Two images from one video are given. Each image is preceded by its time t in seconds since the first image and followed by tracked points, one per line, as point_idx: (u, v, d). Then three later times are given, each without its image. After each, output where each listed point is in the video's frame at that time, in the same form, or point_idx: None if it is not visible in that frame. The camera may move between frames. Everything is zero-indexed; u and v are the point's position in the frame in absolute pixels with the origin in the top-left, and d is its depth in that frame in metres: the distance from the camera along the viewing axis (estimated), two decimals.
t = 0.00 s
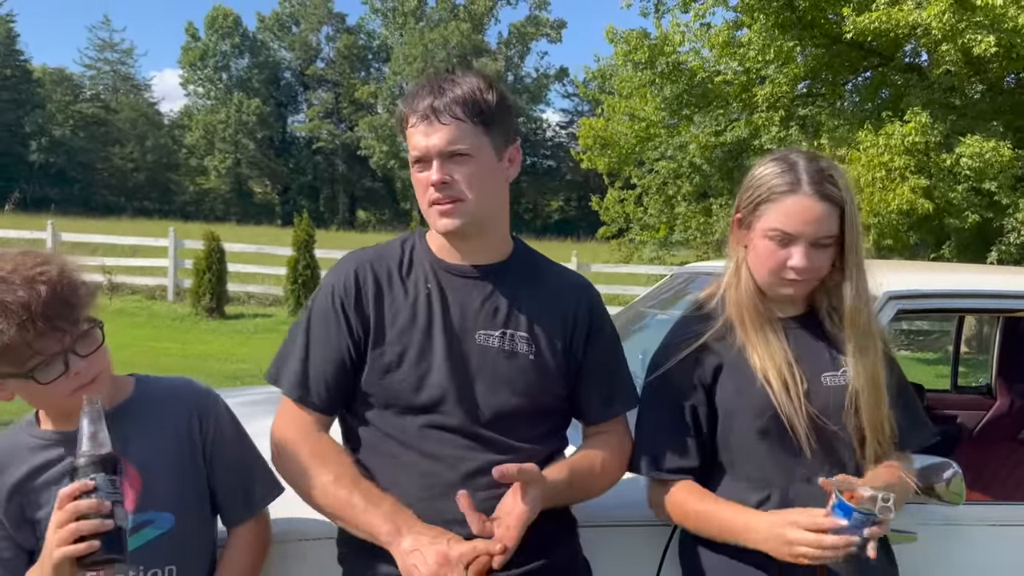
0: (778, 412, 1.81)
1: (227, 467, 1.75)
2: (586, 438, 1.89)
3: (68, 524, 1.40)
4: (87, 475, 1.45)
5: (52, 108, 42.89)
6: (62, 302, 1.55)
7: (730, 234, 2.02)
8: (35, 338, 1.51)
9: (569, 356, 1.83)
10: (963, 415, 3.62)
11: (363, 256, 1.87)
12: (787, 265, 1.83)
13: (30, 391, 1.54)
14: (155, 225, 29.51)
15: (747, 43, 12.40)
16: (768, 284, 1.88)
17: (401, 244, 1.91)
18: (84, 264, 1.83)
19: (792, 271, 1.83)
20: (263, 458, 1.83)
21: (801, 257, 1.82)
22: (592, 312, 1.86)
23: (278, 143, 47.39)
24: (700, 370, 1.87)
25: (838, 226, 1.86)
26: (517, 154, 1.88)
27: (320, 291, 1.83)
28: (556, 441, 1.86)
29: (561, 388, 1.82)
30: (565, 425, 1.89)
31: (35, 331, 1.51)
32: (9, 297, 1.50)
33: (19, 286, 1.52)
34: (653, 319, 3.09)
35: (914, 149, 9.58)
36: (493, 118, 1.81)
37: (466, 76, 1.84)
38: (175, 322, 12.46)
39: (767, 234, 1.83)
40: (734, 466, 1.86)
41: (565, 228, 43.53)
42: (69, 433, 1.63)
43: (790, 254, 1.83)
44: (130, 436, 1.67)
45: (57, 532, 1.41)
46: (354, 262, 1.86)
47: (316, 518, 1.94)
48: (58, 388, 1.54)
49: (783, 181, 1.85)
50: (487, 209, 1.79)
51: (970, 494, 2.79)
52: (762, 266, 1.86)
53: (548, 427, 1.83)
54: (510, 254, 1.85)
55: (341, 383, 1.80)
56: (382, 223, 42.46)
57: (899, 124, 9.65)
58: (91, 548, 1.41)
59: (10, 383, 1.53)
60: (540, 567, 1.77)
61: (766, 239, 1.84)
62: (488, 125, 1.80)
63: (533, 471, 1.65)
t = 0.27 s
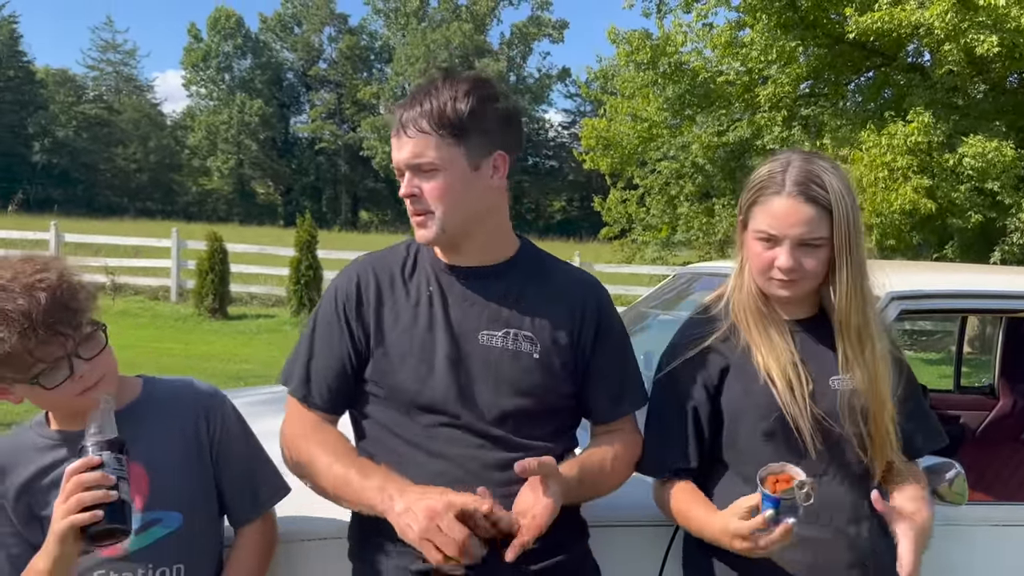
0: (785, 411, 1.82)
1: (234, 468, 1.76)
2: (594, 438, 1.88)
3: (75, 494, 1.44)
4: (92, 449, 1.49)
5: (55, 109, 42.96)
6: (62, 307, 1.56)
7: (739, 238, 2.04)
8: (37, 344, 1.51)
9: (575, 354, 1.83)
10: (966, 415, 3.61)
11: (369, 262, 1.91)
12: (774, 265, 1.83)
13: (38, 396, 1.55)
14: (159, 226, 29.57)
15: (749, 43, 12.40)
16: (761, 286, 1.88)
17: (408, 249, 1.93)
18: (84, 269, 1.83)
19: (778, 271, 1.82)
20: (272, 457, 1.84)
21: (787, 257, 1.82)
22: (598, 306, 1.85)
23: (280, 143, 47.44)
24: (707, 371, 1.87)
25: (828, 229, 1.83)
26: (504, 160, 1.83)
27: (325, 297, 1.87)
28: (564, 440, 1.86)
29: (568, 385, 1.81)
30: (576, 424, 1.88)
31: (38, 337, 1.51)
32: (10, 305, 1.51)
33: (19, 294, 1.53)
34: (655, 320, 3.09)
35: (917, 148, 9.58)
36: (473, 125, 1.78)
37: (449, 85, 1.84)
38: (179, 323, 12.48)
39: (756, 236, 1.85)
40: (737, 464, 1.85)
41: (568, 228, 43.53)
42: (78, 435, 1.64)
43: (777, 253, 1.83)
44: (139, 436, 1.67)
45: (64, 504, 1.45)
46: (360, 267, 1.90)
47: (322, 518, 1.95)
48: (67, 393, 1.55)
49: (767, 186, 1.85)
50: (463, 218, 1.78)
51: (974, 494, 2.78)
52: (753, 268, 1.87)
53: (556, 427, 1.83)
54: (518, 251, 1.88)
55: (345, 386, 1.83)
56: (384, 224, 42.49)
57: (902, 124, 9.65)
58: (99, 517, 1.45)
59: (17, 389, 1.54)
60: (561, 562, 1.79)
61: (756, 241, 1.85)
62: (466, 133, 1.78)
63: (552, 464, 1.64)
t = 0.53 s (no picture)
0: (792, 411, 1.82)
1: (240, 467, 1.76)
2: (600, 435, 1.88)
3: (75, 483, 1.44)
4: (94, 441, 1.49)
5: (59, 109, 43.05)
6: (60, 307, 1.55)
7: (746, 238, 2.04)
8: (36, 347, 1.51)
9: (578, 347, 1.80)
10: (970, 415, 3.61)
11: (371, 267, 1.93)
12: (776, 268, 1.83)
13: (41, 397, 1.55)
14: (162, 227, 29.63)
15: (752, 42, 12.40)
16: (763, 287, 1.89)
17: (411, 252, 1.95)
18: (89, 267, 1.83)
19: (781, 273, 1.83)
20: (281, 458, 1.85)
21: (790, 259, 1.82)
22: (600, 298, 1.82)
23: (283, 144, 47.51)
24: (713, 371, 1.88)
25: (830, 229, 1.83)
26: (478, 165, 1.79)
27: (332, 305, 1.91)
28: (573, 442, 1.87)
29: (573, 381, 1.80)
30: (585, 417, 1.87)
31: (36, 340, 1.51)
32: (9, 309, 1.50)
33: (18, 297, 1.52)
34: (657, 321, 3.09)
35: (920, 148, 9.58)
36: (439, 135, 1.76)
37: (411, 97, 1.82)
38: (182, 323, 12.51)
39: (759, 237, 1.85)
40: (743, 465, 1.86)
41: (571, 228, 43.54)
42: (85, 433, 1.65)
43: (779, 255, 1.83)
44: (145, 437, 1.68)
45: (67, 494, 1.45)
46: (362, 272, 1.93)
47: (327, 517, 1.95)
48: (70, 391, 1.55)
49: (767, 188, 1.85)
50: (447, 227, 1.78)
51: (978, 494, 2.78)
52: (757, 270, 1.88)
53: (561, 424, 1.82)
54: (519, 245, 1.90)
55: (351, 391, 1.87)
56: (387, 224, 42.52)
57: (905, 124, 9.65)
58: (101, 505, 1.45)
59: (20, 392, 1.54)
60: (568, 561, 1.78)
61: (759, 242, 1.86)
62: (433, 144, 1.75)
63: (520, 454, 1.60)
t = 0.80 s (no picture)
0: (799, 412, 1.81)
1: (248, 467, 1.77)
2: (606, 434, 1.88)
3: (70, 456, 1.45)
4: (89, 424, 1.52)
5: (62, 110, 43.14)
6: (47, 312, 1.52)
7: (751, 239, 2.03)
8: (25, 354, 1.49)
9: (580, 349, 1.80)
10: (974, 414, 3.61)
11: (370, 270, 1.93)
12: (785, 267, 1.83)
13: (40, 401, 1.54)
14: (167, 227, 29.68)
15: (756, 41, 12.40)
16: (770, 287, 1.89)
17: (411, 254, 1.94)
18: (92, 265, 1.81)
19: (789, 272, 1.83)
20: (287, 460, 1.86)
21: (799, 258, 1.82)
22: (601, 299, 1.82)
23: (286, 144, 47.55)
24: (719, 374, 1.88)
25: (839, 228, 1.82)
26: (475, 162, 1.80)
27: (330, 310, 1.91)
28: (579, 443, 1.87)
29: (575, 383, 1.80)
30: (588, 416, 1.87)
31: (24, 347, 1.48)
32: None
33: (0, 305, 1.48)
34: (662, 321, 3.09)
35: (924, 147, 9.56)
36: (435, 132, 1.76)
37: (407, 95, 1.82)
38: (186, 323, 12.52)
39: (768, 236, 1.85)
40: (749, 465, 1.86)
41: (574, 228, 43.55)
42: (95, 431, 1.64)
43: (788, 254, 1.83)
44: (152, 437, 1.68)
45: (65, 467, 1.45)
46: (362, 275, 1.93)
47: (334, 518, 1.96)
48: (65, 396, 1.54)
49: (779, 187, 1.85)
50: (442, 227, 1.78)
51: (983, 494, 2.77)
52: (764, 270, 1.88)
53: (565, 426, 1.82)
54: (517, 245, 1.90)
55: (351, 395, 1.86)
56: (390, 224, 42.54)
57: (909, 123, 9.64)
58: (94, 469, 1.43)
59: (20, 396, 1.54)
60: (572, 562, 1.79)
61: (767, 242, 1.86)
62: (429, 141, 1.76)
63: (533, 467, 1.61)
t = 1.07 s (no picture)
0: (803, 411, 1.82)
1: (256, 465, 1.78)
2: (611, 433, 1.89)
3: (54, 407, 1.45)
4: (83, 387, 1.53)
5: (66, 111, 43.23)
6: (51, 302, 1.52)
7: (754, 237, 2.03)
8: (29, 346, 1.50)
9: (582, 352, 1.81)
10: (980, 413, 3.60)
11: (368, 271, 1.92)
12: (786, 265, 1.84)
13: (44, 394, 1.55)
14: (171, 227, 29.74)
15: (759, 40, 12.40)
16: (773, 284, 1.89)
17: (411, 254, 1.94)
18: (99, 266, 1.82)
19: (790, 269, 1.83)
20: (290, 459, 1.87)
21: (800, 256, 1.82)
22: (603, 299, 1.83)
23: (290, 144, 47.59)
24: (724, 373, 1.88)
25: (841, 227, 1.82)
26: (481, 159, 1.80)
27: (331, 308, 1.90)
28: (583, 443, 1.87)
29: (576, 384, 1.81)
30: (590, 417, 1.87)
31: (28, 339, 1.49)
32: None
33: (4, 297, 1.49)
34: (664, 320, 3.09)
35: (929, 146, 9.55)
36: (442, 129, 1.76)
37: (414, 91, 1.82)
38: (190, 323, 12.54)
39: (770, 233, 1.85)
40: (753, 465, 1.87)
41: (577, 227, 43.54)
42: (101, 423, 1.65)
43: (789, 252, 1.84)
44: (160, 435, 1.68)
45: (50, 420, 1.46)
46: (361, 275, 1.92)
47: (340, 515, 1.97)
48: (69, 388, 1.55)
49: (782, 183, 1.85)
50: (445, 225, 1.78)
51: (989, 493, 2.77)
52: (767, 267, 1.88)
53: (569, 426, 1.82)
54: (518, 246, 1.89)
55: (351, 396, 1.86)
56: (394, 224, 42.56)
57: (914, 122, 9.63)
58: (71, 411, 1.43)
59: (25, 389, 1.55)
60: (577, 560, 1.79)
61: (771, 239, 1.86)
62: (436, 137, 1.76)
63: (536, 470, 1.61)
